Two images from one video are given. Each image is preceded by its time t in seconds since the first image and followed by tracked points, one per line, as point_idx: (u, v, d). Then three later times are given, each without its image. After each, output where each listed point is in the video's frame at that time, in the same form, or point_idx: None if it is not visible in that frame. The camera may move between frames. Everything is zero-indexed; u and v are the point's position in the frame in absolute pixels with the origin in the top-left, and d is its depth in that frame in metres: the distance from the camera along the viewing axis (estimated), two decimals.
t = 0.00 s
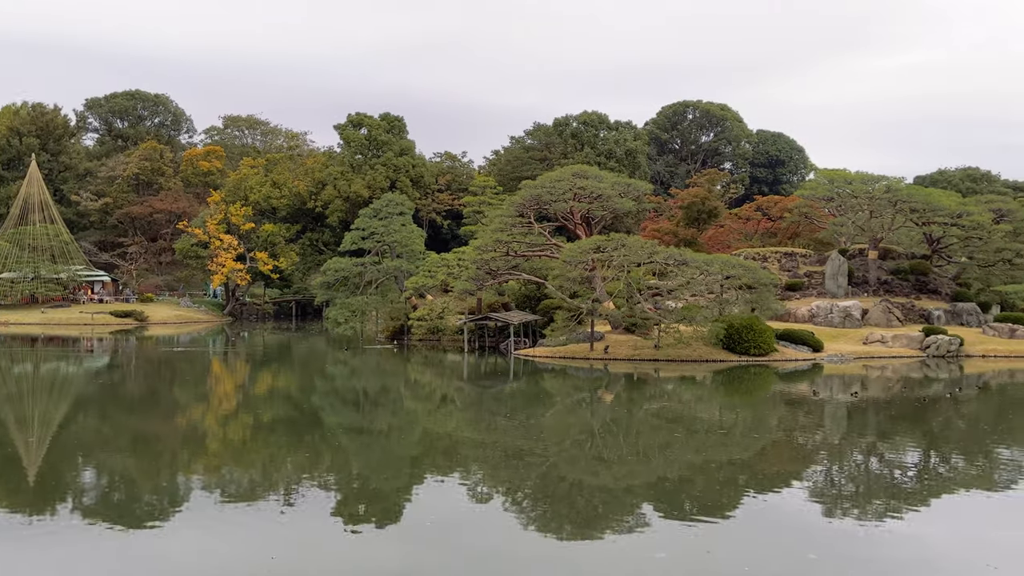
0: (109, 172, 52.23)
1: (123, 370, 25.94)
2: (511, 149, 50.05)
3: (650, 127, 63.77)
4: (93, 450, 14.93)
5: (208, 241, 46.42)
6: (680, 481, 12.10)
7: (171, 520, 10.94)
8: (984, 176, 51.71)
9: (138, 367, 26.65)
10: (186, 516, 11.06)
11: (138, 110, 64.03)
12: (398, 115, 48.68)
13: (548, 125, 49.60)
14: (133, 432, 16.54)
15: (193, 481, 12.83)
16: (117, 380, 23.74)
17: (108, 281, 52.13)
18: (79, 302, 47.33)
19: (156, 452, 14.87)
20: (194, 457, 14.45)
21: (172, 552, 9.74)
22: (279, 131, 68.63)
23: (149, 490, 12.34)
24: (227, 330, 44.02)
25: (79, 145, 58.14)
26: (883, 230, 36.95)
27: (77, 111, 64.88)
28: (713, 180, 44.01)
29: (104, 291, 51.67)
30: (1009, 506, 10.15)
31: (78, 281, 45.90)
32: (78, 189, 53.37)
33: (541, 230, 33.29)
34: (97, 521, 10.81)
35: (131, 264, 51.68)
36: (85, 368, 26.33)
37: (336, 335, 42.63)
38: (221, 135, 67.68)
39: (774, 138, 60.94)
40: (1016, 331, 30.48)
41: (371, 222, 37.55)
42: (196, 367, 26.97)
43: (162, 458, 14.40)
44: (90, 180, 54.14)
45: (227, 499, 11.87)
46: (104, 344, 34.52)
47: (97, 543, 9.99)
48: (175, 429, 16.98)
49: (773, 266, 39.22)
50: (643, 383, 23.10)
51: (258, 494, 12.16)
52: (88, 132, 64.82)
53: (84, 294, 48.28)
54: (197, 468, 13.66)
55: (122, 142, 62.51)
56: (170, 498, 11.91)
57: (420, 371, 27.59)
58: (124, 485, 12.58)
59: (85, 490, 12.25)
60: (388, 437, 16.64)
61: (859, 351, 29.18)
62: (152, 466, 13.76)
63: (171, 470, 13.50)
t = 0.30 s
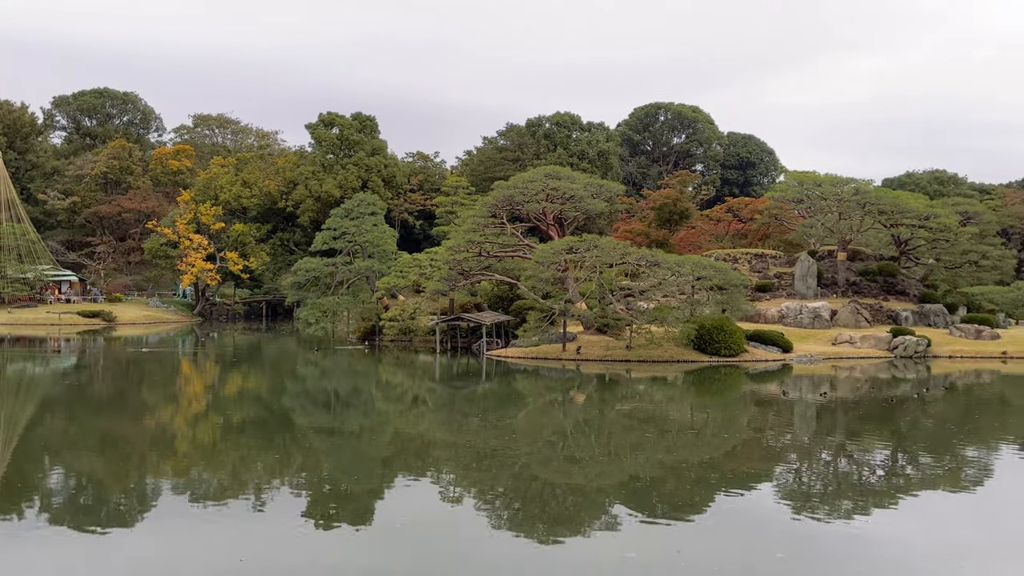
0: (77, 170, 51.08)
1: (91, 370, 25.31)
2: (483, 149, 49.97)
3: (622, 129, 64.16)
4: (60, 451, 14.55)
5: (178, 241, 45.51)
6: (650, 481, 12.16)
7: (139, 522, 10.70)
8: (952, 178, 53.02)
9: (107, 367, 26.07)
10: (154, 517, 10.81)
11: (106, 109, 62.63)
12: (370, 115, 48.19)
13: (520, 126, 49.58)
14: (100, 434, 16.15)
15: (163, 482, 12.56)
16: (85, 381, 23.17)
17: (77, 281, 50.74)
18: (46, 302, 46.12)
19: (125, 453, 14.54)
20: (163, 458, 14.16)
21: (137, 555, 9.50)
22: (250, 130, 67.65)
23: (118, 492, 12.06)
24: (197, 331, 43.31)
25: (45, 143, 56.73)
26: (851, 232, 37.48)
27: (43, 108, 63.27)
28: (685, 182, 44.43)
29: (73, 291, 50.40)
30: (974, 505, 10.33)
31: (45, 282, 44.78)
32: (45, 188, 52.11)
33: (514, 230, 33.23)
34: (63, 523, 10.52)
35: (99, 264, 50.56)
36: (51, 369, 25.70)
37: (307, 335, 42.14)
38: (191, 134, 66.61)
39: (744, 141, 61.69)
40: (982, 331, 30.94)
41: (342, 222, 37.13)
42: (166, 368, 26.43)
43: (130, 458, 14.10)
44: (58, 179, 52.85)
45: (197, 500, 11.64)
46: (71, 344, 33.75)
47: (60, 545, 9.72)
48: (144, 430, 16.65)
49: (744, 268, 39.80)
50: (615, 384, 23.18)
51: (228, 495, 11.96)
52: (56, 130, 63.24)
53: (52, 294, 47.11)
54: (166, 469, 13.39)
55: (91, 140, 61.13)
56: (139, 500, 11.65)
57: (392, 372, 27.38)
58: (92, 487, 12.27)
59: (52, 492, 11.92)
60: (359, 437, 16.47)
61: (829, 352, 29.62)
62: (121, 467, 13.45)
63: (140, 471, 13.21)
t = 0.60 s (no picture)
0: (39, 168, 49.92)
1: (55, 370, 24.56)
2: (453, 148, 49.78)
3: (591, 128, 64.46)
4: (22, 452, 14.09)
5: (143, 239, 44.09)
6: (619, 478, 12.20)
7: (105, 522, 10.43)
8: (916, 178, 54.30)
9: (70, 367, 25.40)
10: (117, 519, 10.51)
11: (71, 105, 60.85)
12: (338, 112, 47.71)
13: (490, 124, 49.49)
14: (62, 434, 15.68)
15: (128, 483, 12.23)
16: (48, 381, 22.50)
17: (41, 279, 49.27)
18: (9, 301, 44.93)
19: (90, 453, 14.14)
20: (128, 458, 13.80)
21: (97, 558, 9.25)
22: (217, 127, 66.45)
23: (83, 492, 11.72)
24: (164, 330, 42.48)
25: (7, 140, 55.12)
26: (817, 231, 37.79)
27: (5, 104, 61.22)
28: (653, 181, 44.84)
29: (36, 291, 48.91)
30: (936, 500, 10.54)
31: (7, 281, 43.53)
32: (7, 186, 50.72)
33: (484, 229, 33.14)
34: (25, 526, 10.18)
35: (63, 263, 49.16)
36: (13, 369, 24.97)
37: (274, 334, 41.57)
38: (157, 131, 65.23)
39: (712, 140, 62.30)
40: (945, 330, 31.43)
41: (310, 220, 36.62)
42: (131, 367, 25.83)
43: (94, 459, 13.71)
44: (20, 176, 51.40)
45: (163, 500, 11.36)
46: (34, 344, 32.87)
47: (17, 548, 9.43)
48: (108, 430, 16.21)
49: (712, 266, 40.64)
50: (585, 382, 23.28)
51: (195, 495, 11.70)
52: (18, 127, 61.28)
53: (15, 293, 45.87)
54: (132, 469, 13.04)
55: (54, 137, 59.58)
56: (104, 500, 11.34)
57: (360, 371, 27.11)
58: (56, 488, 11.90)
59: (14, 494, 11.53)
60: (326, 438, 16.20)
61: (795, 350, 30.07)
62: (86, 468, 13.07)
63: (105, 471, 12.85)
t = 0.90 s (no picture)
0: None
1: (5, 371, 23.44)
2: (415, 145, 49.44)
3: (554, 126, 64.62)
4: None
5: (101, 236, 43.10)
6: (582, 475, 12.20)
7: (60, 523, 10.07)
8: (873, 177, 55.64)
9: (23, 366, 24.55)
10: (70, 520, 10.14)
11: (26, 101, 58.63)
12: (299, 109, 46.62)
13: (453, 122, 49.24)
14: (15, 435, 15.08)
15: (86, 483, 11.81)
16: None
17: None
18: None
19: (45, 453, 13.63)
20: (85, 458, 13.33)
21: (49, 559, 8.96)
22: (177, 123, 64.88)
23: (38, 493, 11.27)
24: (122, 328, 41.39)
25: None
26: (777, 229, 38.67)
27: None
28: (616, 178, 44.98)
29: None
30: (892, 493, 10.76)
31: None
32: None
33: (446, 227, 32.94)
34: None
35: (18, 261, 46.93)
36: None
37: (234, 332, 40.79)
38: (115, 127, 63.24)
39: (674, 139, 62.95)
40: (903, 327, 32.01)
41: (271, 217, 35.91)
42: (87, 367, 25.06)
43: (50, 459, 13.22)
44: None
45: (122, 501, 11.00)
46: None
47: None
48: (64, 430, 15.65)
49: (674, 264, 41.24)
50: (548, 379, 23.29)
51: (155, 496, 11.36)
52: None
53: None
54: (89, 470, 12.59)
55: (9, 133, 57.88)
56: (61, 501, 10.93)
57: (322, 369, 26.72)
58: (10, 489, 11.43)
59: None
60: (288, 437, 15.87)
61: (755, 347, 30.54)
62: (41, 469, 12.59)
63: (61, 472, 12.39)
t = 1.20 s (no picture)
0: None
1: None
2: (372, 141, 48.91)
3: (512, 124, 64.66)
4: None
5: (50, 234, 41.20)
6: (539, 473, 12.20)
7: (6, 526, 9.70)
8: (826, 176, 57.01)
9: None
10: (18, 523, 9.78)
11: None
12: (255, 105, 46.00)
13: (410, 118, 48.81)
14: None
15: (34, 485, 11.37)
16: None
17: None
18: None
19: None
20: (33, 459, 12.82)
21: None
22: (129, 118, 62.75)
23: None
24: (70, 327, 40.03)
25: None
26: (732, 228, 39.87)
27: None
28: (574, 177, 44.95)
29: None
30: (841, 487, 11.02)
31: None
32: None
33: (403, 224, 32.71)
34: None
35: None
36: None
37: (187, 331, 39.81)
38: (65, 122, 60.44)
39: (632, 137, 63.29)
40: (854, 324, 32.83)
41: (225, 214, 35.06)
42: (33, 366, 24.15)
43: None
44: None
45: (72, 502, 10.64)
46: None
47: None
48: (11, 430, 15.02)
49: (632, 262, 41.69)
50: (506, 377, 23.27)
51: (106, 497, 10.99)
52: None
53: None
54: (38, 471, 12.12)
55: None
56: (7, 504, 10.50)
57: (277, 368, 26.22)
58: None
59: None
60: (242, 436, 15.49)
61: (711, 344, 31.04)
62: None
63: (8, 474, 11.89)
